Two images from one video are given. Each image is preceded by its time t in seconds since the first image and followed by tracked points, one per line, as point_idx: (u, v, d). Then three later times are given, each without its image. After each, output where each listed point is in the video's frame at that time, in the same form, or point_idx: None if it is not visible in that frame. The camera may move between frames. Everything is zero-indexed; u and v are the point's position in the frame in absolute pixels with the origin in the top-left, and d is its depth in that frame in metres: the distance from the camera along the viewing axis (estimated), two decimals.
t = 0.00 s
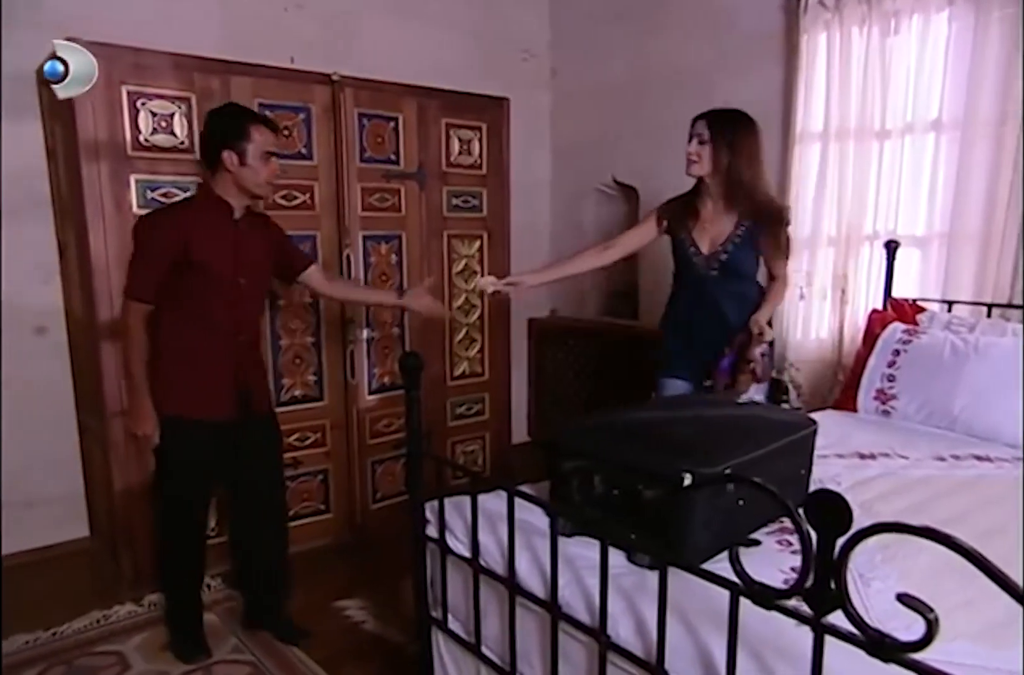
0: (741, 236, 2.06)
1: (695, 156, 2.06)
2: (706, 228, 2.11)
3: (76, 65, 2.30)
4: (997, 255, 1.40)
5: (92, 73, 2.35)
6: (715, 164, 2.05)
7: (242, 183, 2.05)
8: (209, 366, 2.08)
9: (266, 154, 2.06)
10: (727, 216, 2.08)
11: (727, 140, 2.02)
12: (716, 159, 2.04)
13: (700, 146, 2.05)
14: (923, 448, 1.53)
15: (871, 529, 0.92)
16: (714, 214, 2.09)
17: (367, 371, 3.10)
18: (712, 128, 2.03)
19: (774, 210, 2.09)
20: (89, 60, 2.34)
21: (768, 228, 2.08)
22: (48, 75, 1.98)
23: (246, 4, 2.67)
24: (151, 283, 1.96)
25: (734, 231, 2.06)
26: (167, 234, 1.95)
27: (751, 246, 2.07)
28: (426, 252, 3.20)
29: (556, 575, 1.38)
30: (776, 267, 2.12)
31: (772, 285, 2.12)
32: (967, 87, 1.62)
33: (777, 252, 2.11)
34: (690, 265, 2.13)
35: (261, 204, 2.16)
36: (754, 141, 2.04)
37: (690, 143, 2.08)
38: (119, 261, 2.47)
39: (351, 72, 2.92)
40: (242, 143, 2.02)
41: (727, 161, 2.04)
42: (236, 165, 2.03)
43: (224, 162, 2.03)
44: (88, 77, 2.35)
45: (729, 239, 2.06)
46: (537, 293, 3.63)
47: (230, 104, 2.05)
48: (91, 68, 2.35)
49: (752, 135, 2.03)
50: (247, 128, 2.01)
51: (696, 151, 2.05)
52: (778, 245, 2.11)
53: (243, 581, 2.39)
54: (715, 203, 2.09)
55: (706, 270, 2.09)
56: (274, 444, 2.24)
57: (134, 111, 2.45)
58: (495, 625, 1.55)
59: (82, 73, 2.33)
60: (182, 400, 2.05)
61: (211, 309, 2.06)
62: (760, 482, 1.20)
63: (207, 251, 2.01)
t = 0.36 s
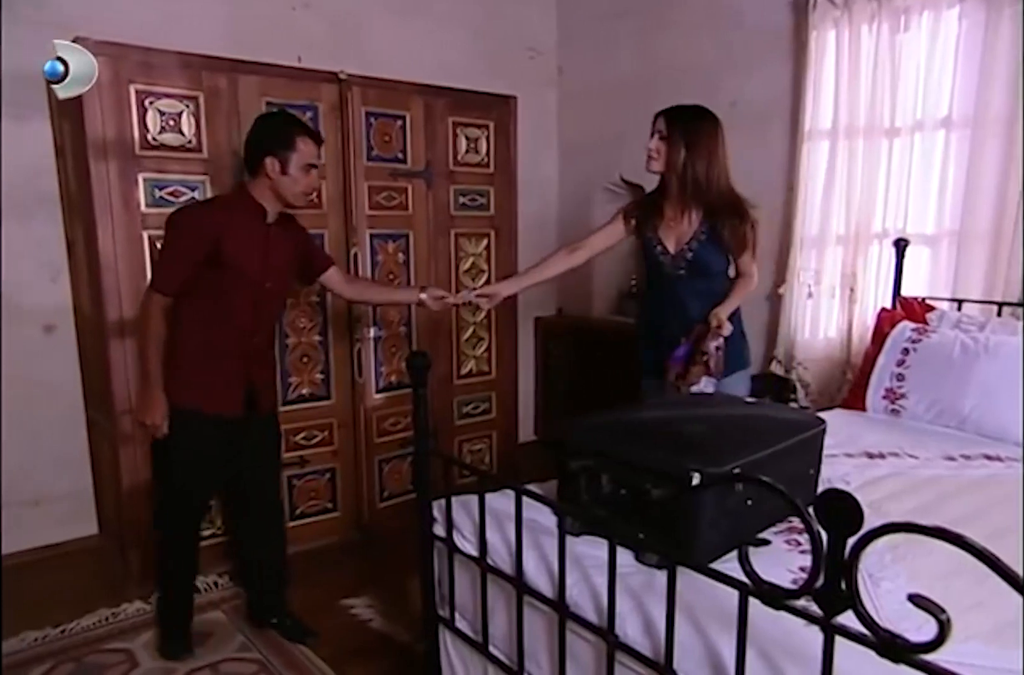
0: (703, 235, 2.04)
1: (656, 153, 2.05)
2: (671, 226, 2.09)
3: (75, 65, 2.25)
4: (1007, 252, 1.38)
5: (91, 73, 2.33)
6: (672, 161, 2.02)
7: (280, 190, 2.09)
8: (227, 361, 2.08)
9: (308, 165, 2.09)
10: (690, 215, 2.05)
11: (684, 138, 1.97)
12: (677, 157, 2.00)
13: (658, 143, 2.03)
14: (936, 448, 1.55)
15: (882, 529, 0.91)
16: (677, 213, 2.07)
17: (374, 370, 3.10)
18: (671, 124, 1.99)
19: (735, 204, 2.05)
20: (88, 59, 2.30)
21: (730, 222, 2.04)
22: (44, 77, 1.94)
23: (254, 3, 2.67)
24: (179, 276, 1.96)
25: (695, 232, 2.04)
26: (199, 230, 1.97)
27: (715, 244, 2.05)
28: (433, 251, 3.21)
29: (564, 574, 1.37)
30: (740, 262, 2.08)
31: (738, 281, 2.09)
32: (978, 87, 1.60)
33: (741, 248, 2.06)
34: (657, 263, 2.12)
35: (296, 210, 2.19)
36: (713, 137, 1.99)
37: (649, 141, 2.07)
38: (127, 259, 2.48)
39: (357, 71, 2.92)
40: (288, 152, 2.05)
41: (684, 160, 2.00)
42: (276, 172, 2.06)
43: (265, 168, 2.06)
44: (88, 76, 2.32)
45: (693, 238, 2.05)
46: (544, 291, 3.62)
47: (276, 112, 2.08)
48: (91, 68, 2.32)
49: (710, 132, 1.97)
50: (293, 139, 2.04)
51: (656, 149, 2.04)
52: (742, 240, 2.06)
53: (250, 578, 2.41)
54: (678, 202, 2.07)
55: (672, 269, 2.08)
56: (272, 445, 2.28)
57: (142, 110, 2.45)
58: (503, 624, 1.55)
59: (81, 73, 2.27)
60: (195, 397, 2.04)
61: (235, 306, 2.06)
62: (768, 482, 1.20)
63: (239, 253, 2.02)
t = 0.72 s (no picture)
0: (700, 235, 2.01)
1: (657, 153, 2.05)
2: (670, 228, 2.07)
3: (76, 66, 2.26)
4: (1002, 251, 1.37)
5: (92, 74, 2.33)
6: (673, 160, 2.03)
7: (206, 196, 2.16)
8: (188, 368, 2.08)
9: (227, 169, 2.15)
10: (690, 215, 2.03)
11: (686, 136, 1.98)
12: (676, 155, 2.01)
13: (660, 140, 2.04)
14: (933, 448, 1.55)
15: (881, 532, 0.90)
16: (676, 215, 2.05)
17: (370, 372, 3.09)
18: (674, 123, 2.00)
19: (730, 206, 2.03)
20: (89, 60, 2.31)
21: (728, 223, 2.02)
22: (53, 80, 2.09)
23: None
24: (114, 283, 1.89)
25: (692, 233, 2.02)
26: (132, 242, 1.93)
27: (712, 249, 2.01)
28: (427, 250, 3.19)
29: (559, 577, 1.35)
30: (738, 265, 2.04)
31: (735, 282, 2.05)
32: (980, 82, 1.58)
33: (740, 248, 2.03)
34: (654, 266, 2.09)
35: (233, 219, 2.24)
36: (714, 137, 2.01)
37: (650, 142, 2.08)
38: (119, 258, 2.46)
39: (352, 68, 2.90)
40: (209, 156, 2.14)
41: (686, 159, 2.02)
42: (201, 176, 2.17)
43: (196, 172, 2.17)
44: (88, 77, 2.32)
45: (690, 241, 2.02)
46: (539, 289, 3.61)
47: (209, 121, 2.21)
48: (91, 68, 2.33)
49: (716, 133, 2.00)
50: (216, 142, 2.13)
51: (657, 147, 2.05)
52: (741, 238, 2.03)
53: (231, 579, 2.41)
54: (675, 203, 2.05)
55: (670, 270, 2.05)
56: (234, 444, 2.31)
57: (134, 108, 2.43)
58: (498, 627, 1.53)
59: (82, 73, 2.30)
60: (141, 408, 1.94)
61: (185, 312, 2.02)
62: (764, 483, 1.18)
63: (173, 261, 1.96)
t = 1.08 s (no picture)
0: (732, 230, 2.14)
1: (694, 148, 2.22)
2: (698, 223, 2.23)
3: (75, 64, 2.21)
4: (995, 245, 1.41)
5: (92, 74, 2.25)
6: (716, 158, 2.19)
7: None
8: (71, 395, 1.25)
9: None
10: (718, 210, 2.19)
11: (721, 135, 2.16)
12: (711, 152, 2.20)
13: (695, 137, 2.21)
14: (919, 448, 1.61)
15: (871, 538, 0.87)
16: (706, 209, 2.22)
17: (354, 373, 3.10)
18: (708, 121, 2.16)
19: (765, 204, 2.13)
20: (89, 60, 2.23)
21: (761, 222, 2.12)
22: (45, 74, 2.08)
23: None
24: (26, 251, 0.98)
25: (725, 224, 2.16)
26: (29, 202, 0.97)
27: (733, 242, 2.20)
28: (413, 250, 3.24)
29: (544, 583, 1.33)
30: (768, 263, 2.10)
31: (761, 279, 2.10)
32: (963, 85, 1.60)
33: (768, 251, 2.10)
34: (679, 259, 2.27)
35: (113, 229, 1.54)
36: (747, 132, 2.15)
37: (683, 139, 2.25)
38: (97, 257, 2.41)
39: (335, 66, 2.87)
40: None
41: (723, 155, 2.17)
42: None
43: None
44: (87, 79, 2.24)
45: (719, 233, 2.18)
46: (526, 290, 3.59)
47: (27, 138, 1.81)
48: (91, 68, 2.25)
49: (749, 131, 2.14)
50: None
51: (694, 144, 2.21)
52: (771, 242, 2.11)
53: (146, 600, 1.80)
54: (706, 198, 2.22)
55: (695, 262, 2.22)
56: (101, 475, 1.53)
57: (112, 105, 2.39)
58: (483, 633, 1.51)
59: (81, 74, 2.22)
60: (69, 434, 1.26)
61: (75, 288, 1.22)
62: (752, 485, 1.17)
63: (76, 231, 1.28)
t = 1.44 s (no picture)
0: (748, 227, 2.07)
1: (709, 152, 2.09)
2: (712, 220, 2.12)
3: (75, 65, 2.32)
4: (962, 246, 1.92)
5: (92, 74, 2.35)
6: (732, 157, 2.09)
7: None
8: None
9: None
10: (733, 208, 2.10)
11: (737, 140, 2.08)
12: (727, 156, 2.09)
13: (711, 140, 2.09)
14: (892, 448, 1.76)
15: (843, 546, 0.85)
16: (719, 208, 2.12)
17: (324, 374, 3.00)
18: (728, 122, 2.07)
19: (778, 204, 2.09)
20: (89, 60, 2.34)
21: (777, 221, 2.08)
22: (49, 76, 2.29)
23: None
24: None
25: (739, 222, 2.08)
26: None
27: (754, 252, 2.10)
28: (384, 251, 3.10)
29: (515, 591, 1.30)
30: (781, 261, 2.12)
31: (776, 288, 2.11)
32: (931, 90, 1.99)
33: (780, 245, 2.11)
34: (695, 260, 2.14)
35: None
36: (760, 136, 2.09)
37: (696, 142, 2.12)
38: (56, 258, 2.34)
39: (304, 63, 2.81)
40: None
41: (742, 155, 2.08)
42: None
43: None
44: (87, 79, 2.35)
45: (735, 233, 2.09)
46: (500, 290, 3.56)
47: None
48: (91, 69, 2.35)
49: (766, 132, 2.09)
50: None
51: (710, 147, 2.08)
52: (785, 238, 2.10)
53: None
54: (720, 195, 2.12)
55: (712, 263, 2.11)
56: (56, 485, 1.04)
57: (71, 101, 2.32)
58: (452, 641, 1.47)
59: (82, 75, 2.34)
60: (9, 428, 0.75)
61: None
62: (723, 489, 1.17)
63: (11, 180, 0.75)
